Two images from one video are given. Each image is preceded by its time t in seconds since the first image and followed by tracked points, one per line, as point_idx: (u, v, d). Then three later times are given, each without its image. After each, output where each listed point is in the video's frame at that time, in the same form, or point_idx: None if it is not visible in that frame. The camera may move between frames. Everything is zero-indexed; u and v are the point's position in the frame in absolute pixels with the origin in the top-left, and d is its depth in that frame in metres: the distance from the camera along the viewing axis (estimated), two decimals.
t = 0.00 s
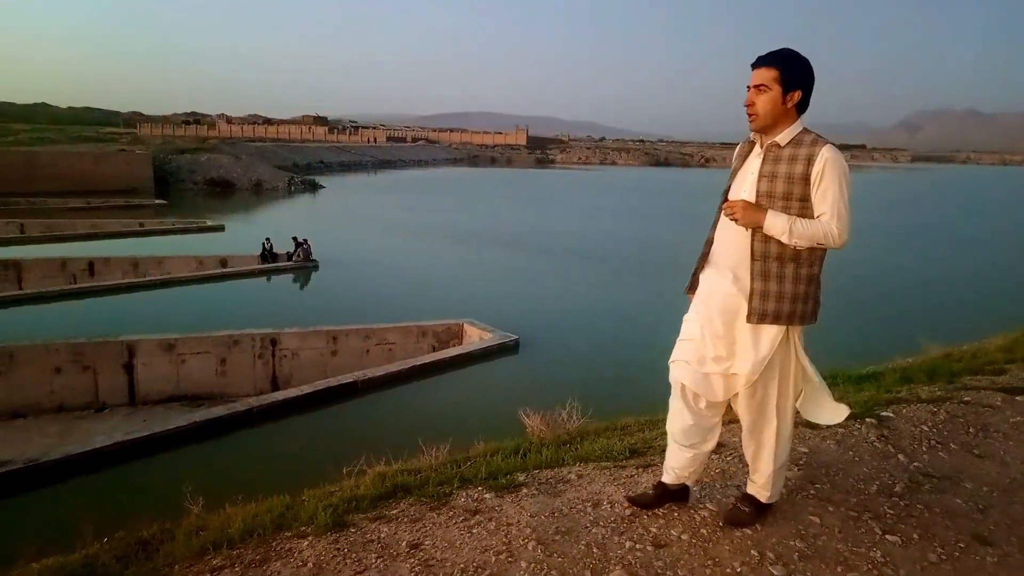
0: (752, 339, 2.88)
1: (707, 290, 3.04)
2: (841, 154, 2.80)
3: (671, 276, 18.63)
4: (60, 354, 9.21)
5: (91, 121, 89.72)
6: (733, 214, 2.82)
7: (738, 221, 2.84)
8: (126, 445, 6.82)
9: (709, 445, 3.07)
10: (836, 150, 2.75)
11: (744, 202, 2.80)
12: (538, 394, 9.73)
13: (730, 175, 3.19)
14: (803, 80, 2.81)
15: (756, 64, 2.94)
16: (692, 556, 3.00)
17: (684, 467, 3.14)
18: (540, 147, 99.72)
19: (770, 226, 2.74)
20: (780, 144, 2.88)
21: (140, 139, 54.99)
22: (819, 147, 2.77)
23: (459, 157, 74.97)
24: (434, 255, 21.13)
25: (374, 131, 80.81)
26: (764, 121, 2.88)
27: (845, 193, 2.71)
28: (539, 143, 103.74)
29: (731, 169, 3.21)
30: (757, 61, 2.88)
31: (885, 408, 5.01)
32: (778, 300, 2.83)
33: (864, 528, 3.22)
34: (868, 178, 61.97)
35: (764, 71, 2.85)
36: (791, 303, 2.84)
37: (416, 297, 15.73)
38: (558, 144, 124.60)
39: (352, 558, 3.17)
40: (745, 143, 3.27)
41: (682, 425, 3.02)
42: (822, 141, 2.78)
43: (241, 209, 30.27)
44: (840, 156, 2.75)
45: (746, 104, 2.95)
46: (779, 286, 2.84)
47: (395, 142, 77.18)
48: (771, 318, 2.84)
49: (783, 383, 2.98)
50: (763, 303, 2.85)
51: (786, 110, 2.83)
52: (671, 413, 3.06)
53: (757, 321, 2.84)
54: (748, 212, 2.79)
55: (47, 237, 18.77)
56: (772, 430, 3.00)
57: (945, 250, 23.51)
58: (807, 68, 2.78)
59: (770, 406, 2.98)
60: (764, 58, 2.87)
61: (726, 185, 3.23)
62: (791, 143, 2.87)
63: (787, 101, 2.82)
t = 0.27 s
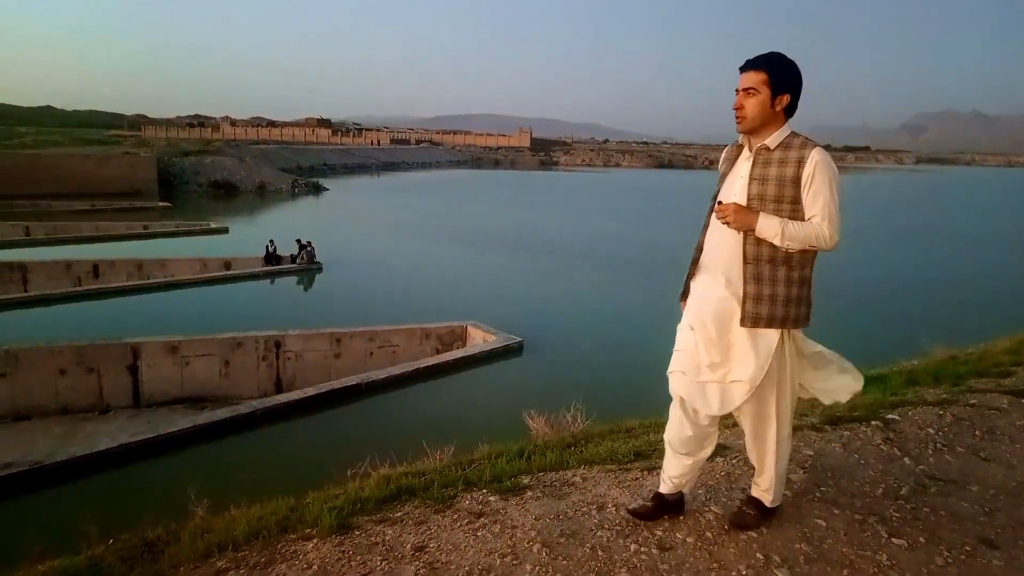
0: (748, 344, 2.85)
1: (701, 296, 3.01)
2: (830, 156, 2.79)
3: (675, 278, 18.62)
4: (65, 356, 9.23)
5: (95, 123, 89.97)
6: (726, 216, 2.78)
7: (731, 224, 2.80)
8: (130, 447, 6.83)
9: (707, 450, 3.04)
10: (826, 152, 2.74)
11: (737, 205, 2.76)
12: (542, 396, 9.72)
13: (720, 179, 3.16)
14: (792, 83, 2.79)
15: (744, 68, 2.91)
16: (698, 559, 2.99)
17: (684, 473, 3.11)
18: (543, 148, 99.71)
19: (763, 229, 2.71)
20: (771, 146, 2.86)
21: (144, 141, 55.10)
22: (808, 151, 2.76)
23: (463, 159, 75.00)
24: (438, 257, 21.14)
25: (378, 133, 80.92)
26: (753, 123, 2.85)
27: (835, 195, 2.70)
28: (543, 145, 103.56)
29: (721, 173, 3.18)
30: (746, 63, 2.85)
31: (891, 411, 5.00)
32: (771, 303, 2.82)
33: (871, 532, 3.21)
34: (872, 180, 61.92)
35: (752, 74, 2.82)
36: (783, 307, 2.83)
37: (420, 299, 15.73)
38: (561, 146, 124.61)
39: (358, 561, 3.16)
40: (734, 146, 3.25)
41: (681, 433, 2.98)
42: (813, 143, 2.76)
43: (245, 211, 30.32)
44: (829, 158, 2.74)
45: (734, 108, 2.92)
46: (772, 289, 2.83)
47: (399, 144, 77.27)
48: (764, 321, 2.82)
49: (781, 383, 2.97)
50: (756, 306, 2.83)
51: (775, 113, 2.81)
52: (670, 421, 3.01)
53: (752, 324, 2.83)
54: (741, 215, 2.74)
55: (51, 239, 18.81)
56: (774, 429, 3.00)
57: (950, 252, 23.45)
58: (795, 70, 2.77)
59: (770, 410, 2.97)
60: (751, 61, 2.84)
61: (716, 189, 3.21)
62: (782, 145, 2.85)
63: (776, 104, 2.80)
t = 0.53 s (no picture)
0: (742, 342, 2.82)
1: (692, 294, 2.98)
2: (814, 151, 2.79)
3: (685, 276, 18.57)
4: (78, 352, 9.30)
5: (108, 121, 90.51)
6: (714, 211, 2.76)
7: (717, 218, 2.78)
8: (143, 441, 6.89)
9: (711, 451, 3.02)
10: (810, 146, 2.74)
11: (723, 199, 2.74)
12: (552, 394, 9.71)
13: (704, 176, 3.13)
14: (776, 78, 2.78)
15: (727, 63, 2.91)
16: (710, 558, 2.98)
17: (690, 475, 3.10)
18: (555, 146, 99.59)
19: (750, 222, 2.69)
20: (754, 141, 2.85)
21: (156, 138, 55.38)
22: (792, 144, 2.75)
23: (474, 157, 75.02)
24: (448, 254, 21.15)
25: (389, 131, 81.05)
26: (737, 116, 2.84)
27: (820, 188, 2.70)
28: (554, 143, 103.46)
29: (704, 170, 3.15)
30: (732, 58, 2.84)
31: (904, 411, 4.96)
32: (760, 297, 2.78)
33: (884, 532, 3.19)
34: (886, 177, 61.52)
35: (738, 67, 2.81)
36: (773, 301, 2.79)
37: (430, 296, 15.74)
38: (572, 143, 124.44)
39: (369, 557, 3.18)
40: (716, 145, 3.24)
41: (682, 435, 2.98)
42: (796, 137, 2.76)
43: (256, 208, 30.45)
44: (814, 152, 2.74)
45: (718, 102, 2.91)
46: (760, 283, 2.79)
47: (410, 141, 77.37)
48: (753, 316, 2.78)
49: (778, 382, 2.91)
50: (745, 300, 2.79)
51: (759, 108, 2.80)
52: (671, 425, 3.02)
53: (741, 319, 2.79)
54: (729, 209, 2.73)
55: (65, 235, 18.97)
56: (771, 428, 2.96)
57: (964, 251, 23.26)
58: (780, 66, 2.76)
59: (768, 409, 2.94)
60: (737, 55, 2.83)
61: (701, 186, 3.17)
62: (766, 139, 2.83)
63: (759, 99, 2.80)
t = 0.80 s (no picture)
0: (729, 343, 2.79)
1: (682, 295, 2.95)
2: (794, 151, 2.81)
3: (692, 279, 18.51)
4: (87, 353, 9.34)
5: (117, 124, 90.92)
6: (700, 211, 2.73)
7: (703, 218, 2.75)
8: (152, 442, 6.92)
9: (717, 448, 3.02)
10: (791, 145, 2.74)
11: (708, 199, 2.71)
12: (559, 397, 9.69)
13: (686, 180, 3.10)
14: (757, 81, 2.78)
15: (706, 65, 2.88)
16: (719, 562, 2.97)
17: (698, 475, 3.09)
18: (562, 148, 99.59)
19: (736, 222, 2.67)
20: (736, 141, 2.84)
21: (165, 141, 55.57)
22: (774, 143, 2.75)
23: (482, 159, 75.10)
24: (455, 257, 21.15)
25: (397, 133, 81.18)
26: (718, 120, 2.83)
27: (802, 186, 2.70)
28: (562, 145, 103.53)
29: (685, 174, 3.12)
30: (713, 61, 2.82)
31: (914, 414, 4.93)
32: (751, 297, 2.76)
33: (894, 536, 3.18)
34: (895, 180, 61.26)
35: (721, 70, 2.78)
36: (763, 301, 2.77)
37: (436, 299, 15.76)
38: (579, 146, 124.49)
39: (379, 559, 3.18)
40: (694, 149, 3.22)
41: (684, 439, 2.97)
42: (777, 136, 2.76)
43: (264, 210, 30.53)
44: (796, 152, 2.75)
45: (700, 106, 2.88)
46: (749, 282, 2.77)
47: (417, 143, 77.47)
48: (743, 315, 2.75)
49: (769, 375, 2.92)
50: (735, 300, 2.76)
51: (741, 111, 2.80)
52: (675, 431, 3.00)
53: (732, 319, 2.76)
54: (715, 209, 2.70)
55: (75, 237, 19.07)
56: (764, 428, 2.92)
57: (973, 253, 23.14)
58: (760, 70, 2.76)
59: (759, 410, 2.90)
60: (718, 58, 2.81)
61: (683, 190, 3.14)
62: (748, 140, 2.84)
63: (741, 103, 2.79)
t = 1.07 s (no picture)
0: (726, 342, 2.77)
1: (678, 295, 2.93)
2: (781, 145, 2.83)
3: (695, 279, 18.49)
4: (91, 352, 9.35)
5: (120, 123, 90.97)
6: (697, 212, 2.71)
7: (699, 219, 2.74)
8: (155, 441, 6.93)
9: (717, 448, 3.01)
10: (780, 141, 2.76)
11: (704, 199, 2.70)
12: (562, 397, 9.67)
13: (675, 183, 3.06)
14: (742, 80, 2.79)
15: (692, 66, 2.85)
16: (723, 563, 2.96)
17: (700, 476, 3.09)
18: (565, 148, 99.49)
19: (733, 220, 2.67)
20: (726, 140, 2.84)
21: (168, 140, 55.57)
22: (764, 140, 2.76)
23: (484, 159, 75.07)
24: (458, 257, 21.14)
25: (399, 133, 81.15)
26: (710, 121, 2.81)
27: (794, 182, 2.73)
28: (565, 145, 103.49)
29: (673, 178, 3.09)
30: (699, 63, 2.79)
31: (918, 415, 4.92)
32: (749, 295, 2.75)
33: (899, 537, 3.17)
34: (899, 181, 61.07)
35: (713, 71, 2.75)
36: (761, 298, 2.76)
37: (439, 299, 15.75)
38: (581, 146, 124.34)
39: (382, 559, 3.18)
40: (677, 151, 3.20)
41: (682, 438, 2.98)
42: (765, 133, 2.78)
43: (267, 210, 30.53)
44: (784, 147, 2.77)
45: (692, 108, 2.85)
46: (749, 280, 2.77)
47: (420, 143, 77.44)
48: (743, 313, 2.74)
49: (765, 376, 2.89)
50: (735, 299, 2.75)
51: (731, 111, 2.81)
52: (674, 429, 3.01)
53: (732, 317, 2.75)
54: (711, 209, 2.69)
55: (78, 236, 19.08)
56: (754, 430, 2.91)
57: (976, 254, 23.08)
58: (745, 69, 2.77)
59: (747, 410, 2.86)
60: (707, 59, 2.78)
61: (670, 194, 3.11)
62: (737, 138, 2.83)
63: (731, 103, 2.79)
